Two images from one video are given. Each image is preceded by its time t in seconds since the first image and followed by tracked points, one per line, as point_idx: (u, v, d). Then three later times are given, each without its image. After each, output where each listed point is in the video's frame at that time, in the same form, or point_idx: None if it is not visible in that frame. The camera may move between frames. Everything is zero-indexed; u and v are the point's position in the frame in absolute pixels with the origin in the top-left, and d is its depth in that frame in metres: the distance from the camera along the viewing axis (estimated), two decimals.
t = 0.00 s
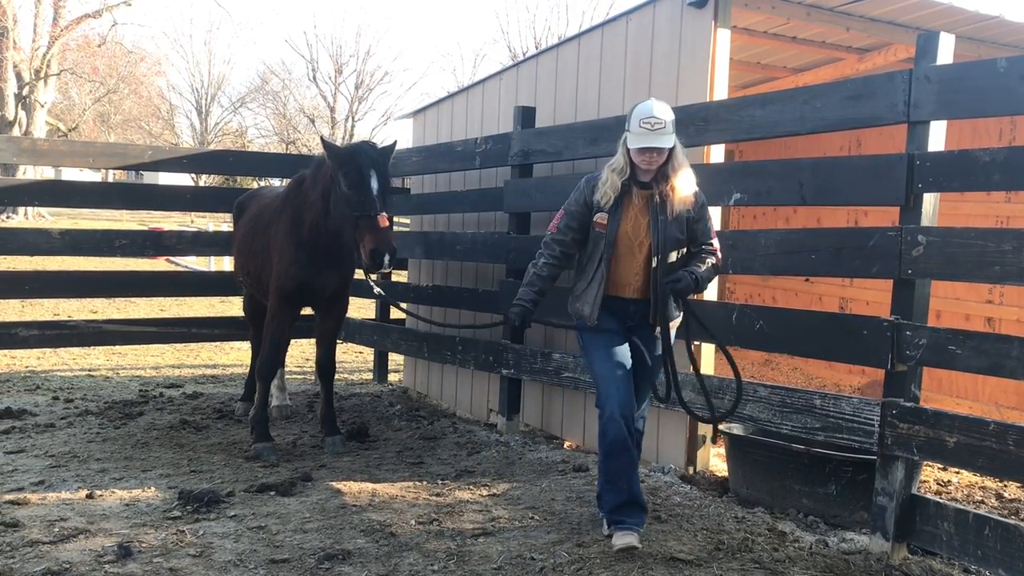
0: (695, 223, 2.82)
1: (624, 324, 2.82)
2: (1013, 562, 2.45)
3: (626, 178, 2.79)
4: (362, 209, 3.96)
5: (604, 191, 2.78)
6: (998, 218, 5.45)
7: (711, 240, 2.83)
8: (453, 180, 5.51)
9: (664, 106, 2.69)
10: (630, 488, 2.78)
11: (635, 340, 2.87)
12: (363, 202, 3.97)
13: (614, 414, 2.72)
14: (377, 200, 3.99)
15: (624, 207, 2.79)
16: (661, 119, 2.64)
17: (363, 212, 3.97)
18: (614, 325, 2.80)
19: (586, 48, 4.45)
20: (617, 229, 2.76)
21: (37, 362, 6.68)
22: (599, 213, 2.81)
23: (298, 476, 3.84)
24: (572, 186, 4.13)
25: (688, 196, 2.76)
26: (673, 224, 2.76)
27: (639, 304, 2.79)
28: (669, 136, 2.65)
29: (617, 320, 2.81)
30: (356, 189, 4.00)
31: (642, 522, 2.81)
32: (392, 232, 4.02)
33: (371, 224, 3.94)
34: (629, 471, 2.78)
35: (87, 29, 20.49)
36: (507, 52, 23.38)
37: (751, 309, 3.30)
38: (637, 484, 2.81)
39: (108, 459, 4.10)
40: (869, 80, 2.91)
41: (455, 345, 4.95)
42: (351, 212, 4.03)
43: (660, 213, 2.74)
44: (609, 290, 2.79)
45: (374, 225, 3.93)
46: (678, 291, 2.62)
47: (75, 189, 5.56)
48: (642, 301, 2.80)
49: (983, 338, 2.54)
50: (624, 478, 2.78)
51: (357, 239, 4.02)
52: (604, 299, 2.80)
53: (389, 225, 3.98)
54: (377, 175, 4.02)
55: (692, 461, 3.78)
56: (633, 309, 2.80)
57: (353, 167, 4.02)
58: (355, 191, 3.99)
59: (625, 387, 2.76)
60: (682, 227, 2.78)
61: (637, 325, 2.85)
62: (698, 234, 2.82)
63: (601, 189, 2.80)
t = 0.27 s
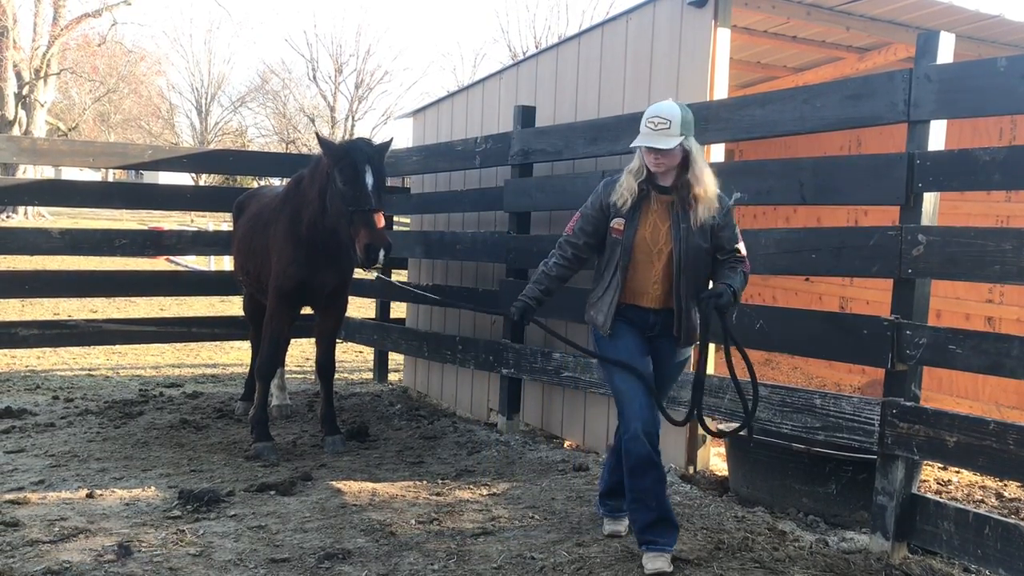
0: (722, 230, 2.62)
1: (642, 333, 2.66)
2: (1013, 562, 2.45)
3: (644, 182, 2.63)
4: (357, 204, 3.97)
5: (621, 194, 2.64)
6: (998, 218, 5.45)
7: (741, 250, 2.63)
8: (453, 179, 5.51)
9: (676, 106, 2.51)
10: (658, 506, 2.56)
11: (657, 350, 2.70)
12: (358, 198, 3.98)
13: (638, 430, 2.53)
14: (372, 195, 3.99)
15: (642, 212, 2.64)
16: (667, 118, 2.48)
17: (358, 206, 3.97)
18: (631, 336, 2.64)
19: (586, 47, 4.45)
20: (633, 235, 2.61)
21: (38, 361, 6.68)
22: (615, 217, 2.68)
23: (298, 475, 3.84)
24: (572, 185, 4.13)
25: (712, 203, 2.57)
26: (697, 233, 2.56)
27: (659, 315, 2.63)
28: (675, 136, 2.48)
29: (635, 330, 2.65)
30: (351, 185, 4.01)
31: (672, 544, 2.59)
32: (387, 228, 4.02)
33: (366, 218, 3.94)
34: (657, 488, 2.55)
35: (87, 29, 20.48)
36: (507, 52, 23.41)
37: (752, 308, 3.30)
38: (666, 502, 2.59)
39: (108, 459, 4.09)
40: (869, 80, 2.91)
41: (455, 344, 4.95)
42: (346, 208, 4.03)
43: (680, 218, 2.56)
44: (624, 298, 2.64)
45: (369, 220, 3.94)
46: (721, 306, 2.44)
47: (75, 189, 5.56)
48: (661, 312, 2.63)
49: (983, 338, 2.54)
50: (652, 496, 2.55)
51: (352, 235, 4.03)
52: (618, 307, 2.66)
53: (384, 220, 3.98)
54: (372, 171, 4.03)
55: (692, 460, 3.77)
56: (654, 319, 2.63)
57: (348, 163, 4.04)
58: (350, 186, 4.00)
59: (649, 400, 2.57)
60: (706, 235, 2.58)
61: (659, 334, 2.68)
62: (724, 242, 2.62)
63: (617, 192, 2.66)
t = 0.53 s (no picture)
0: (743, 225, 2.48)
1: (654, 331, 2.57)
2: (1013, 561, 2.45)
3: (661, 171, 2.55)
4: (348, 191, 4.06)
5: (637, 182, 2.58)
6: (998, 217, 5.45)
7: (764, 247, 2.47)
8: (453, 178, 5.51)
9: (680, 93, 2.44)
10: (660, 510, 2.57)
11: (674, 346, 2.59)
12: (350, 185, 4.06)
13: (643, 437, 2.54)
14: (362, 181, 4.08)
15: (656, 201, 2.56)
16: (659, 104, 2.46)
17: (349, 193, 4.06)
18: (640, 336, 2.56)
19: (586, 46, 4.45)
20: (645, 224, 2.55)
21: (38, 360, 6.68)
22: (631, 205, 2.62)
23: (298, 474, 3.84)
24: (572, 184, 4.13)
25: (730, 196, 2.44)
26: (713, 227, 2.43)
27: (673, 310, 2.53)
28: (664, 122, 2.43)
29: (645, 329, 2.56)
30: (342, 174, 4.09)
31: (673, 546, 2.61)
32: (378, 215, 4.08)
33: (356, 203, 4.03)
34: (661, 493, 2.57)
35: (87, 28, 20.47)
36: (507, 51, 23.41)
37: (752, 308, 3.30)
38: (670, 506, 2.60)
39: (108, 458, 4.09)
40: (869, 80, 2.91)
41: (455, 344, 4.95)
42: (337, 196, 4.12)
43: (694, 210, 2.45)
44: (635, 289, 2.58)
45: (361, 206, 4.02)
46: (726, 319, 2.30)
47: (75, 188, 5.56)
48: (673, 306, 2.53)
49: (983, 337, 2.54)
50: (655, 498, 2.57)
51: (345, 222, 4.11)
52: (630, 299, 2.59)
53: (375, 205, 4.07)
54: (363, 159, 4.11)
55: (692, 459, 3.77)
56: (668, 315, 2.54)
57: (339, 153, 4.12)
58: (342, 175, 4.10)
59: (655, 405, 2.54)
60: (723, 229, 2.46)
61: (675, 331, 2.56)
62: (745, 238, 2.48)
63: (633, 179, 2.60)
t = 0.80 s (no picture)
0: (755, 224, 2.31)
1: (666, 330, 2.53)
2: (1013, 561, 2.45)
3: (678, 165, 2.49)
4: (340, 182, 4.12)
5: (655, 175, 2.55)
6: (998, 217, 5.45)
7: (777, 248, 2.28)
8: (453, 178, 5.51)
9: (694, 84, 2.38)
10: (656, 512, 2.61)
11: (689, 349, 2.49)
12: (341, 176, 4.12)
13: (646, 436, 2.58)
14: (351, 171, 4.13)
15: (671, 196, 2.51)
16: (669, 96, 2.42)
17: (341, 183, 4.12)
18: (649, 335, 2.55)
19: (586, 46, 4.44)
20: (656, 218, 2.51)
21: (38, 360, 6.68)
22: (650, 197, 2.58)
23: (299, 473, 3.84)
24: (572, 183, 4.12)
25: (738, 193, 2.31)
26: (719, 225, 2.32)
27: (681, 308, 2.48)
28: (671, 113, 2.38)
29: (654, 327, 2.54)
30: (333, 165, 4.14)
31: (674, 546, 2.62)
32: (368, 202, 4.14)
33: (349, 192, 4.10)
34: (662, 494, 2.62)
35: (87, 27, 20.46)
36: (507, 50, 23.40)
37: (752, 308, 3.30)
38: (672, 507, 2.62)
39: (108, 457, 4.09)
40: (869, 79, 2.91)
41: (455, 343, 4.95)
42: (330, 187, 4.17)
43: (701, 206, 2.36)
44: (643, 283, 2.55)
45: (353, 194, 4.09)
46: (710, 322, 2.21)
47: (75, 187, 5.55)
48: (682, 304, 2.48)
49: (983, 337, 2.55)
50: (655, 499, 2.62)
51: (338, 211, 4.15)
52: (641, 294, 2.57)
53: (365, 194, 4.13)
54: (352, 149, 4.16)
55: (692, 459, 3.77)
56: (677, 313, 2.49)
57: (328, 145, 4.17)
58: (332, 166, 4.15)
59: (659, 406, 2.55)
60: (731, 227, 2.32)
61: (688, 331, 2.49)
62: (756, 237, 2.31)
63: (653, 173, 2.57)
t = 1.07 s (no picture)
0: (773, 220, 2.26)
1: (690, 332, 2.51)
2: (1013, 561, 2.45)
3: (699, 162, 2.48)
4: (331, 175, 4.10)
5: (677, 173, 2.55)
6: (998, 217, 5.45)
7: (794, 244, 2.20)
8: (454, 177, 5.51)
9: (712, 80, 2.34)
10: (659, 513, 2.62)
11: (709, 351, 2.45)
12: (332, 168, 4.09)
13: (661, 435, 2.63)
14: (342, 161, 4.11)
15: (692, 194, 2.50)
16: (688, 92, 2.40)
17: (331, 175, 4.10)
18: (672, 337, 2.54)
19: (586, 45, 4.44)
20: (676, 216, 2.51)
21: (38, 359, 6.68)
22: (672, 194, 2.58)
23: (299, 473, 3.85)
24: (572, 183, 4.12)
25: (754, 189, 2.26)
26: (736, 223, 2.28)
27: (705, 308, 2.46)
28: (688, 110, 2.36)
29: (677, 328, 2.53)
30: (323, 158, 4.12)
31: (674, 547, 2.62)
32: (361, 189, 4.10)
33: (339, 179, 4.06)
34: (667, 493, 2.62)
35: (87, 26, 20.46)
36: (506, 49, 23.40)
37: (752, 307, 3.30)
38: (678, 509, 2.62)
39: (108, 456, 4.10)
40: (869, 79, 2.91)
41: (455, 343, 4.95)
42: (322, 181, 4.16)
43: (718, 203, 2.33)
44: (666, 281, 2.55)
45: (345, 184, 4.04)
46: (715, 322, 2.17)
47: (75, 186, 5.55)
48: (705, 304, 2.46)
49: (983, 337, 2.55)
50: (660, 498, 2.63)
51: (331, 203, 4.14)
52: (665, 294, 2.57)
53: (358, 182, 4.08)
54: (342, 141, 4.15)
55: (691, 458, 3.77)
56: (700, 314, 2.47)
57: (317, 138, 4.14)
58: (322, 159, 4.13)
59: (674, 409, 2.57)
60: (747, 224, 2.28)
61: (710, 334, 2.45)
62: (774, 234, 2.25)
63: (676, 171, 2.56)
